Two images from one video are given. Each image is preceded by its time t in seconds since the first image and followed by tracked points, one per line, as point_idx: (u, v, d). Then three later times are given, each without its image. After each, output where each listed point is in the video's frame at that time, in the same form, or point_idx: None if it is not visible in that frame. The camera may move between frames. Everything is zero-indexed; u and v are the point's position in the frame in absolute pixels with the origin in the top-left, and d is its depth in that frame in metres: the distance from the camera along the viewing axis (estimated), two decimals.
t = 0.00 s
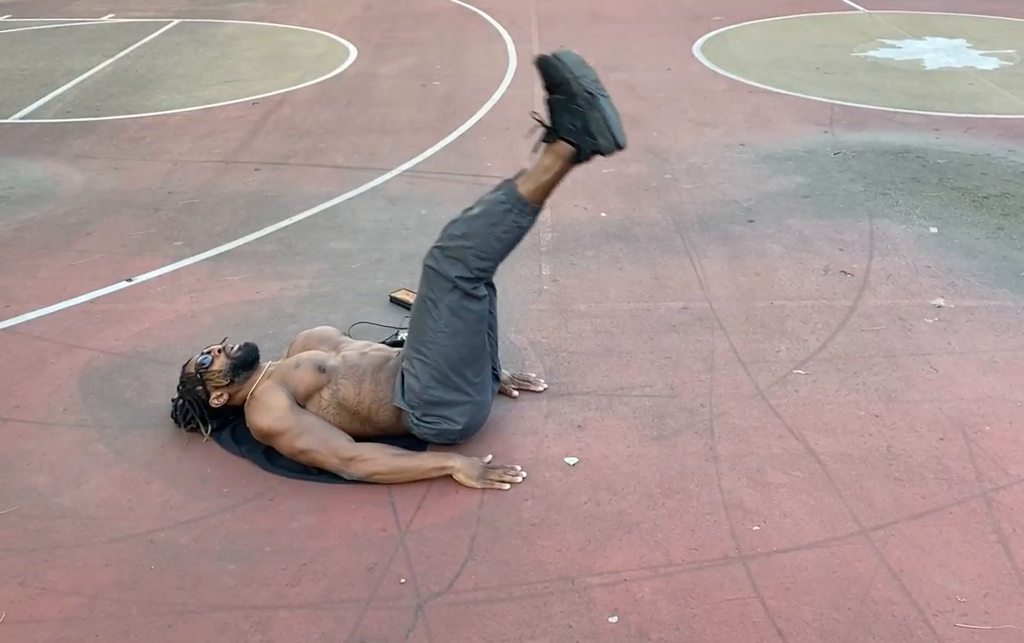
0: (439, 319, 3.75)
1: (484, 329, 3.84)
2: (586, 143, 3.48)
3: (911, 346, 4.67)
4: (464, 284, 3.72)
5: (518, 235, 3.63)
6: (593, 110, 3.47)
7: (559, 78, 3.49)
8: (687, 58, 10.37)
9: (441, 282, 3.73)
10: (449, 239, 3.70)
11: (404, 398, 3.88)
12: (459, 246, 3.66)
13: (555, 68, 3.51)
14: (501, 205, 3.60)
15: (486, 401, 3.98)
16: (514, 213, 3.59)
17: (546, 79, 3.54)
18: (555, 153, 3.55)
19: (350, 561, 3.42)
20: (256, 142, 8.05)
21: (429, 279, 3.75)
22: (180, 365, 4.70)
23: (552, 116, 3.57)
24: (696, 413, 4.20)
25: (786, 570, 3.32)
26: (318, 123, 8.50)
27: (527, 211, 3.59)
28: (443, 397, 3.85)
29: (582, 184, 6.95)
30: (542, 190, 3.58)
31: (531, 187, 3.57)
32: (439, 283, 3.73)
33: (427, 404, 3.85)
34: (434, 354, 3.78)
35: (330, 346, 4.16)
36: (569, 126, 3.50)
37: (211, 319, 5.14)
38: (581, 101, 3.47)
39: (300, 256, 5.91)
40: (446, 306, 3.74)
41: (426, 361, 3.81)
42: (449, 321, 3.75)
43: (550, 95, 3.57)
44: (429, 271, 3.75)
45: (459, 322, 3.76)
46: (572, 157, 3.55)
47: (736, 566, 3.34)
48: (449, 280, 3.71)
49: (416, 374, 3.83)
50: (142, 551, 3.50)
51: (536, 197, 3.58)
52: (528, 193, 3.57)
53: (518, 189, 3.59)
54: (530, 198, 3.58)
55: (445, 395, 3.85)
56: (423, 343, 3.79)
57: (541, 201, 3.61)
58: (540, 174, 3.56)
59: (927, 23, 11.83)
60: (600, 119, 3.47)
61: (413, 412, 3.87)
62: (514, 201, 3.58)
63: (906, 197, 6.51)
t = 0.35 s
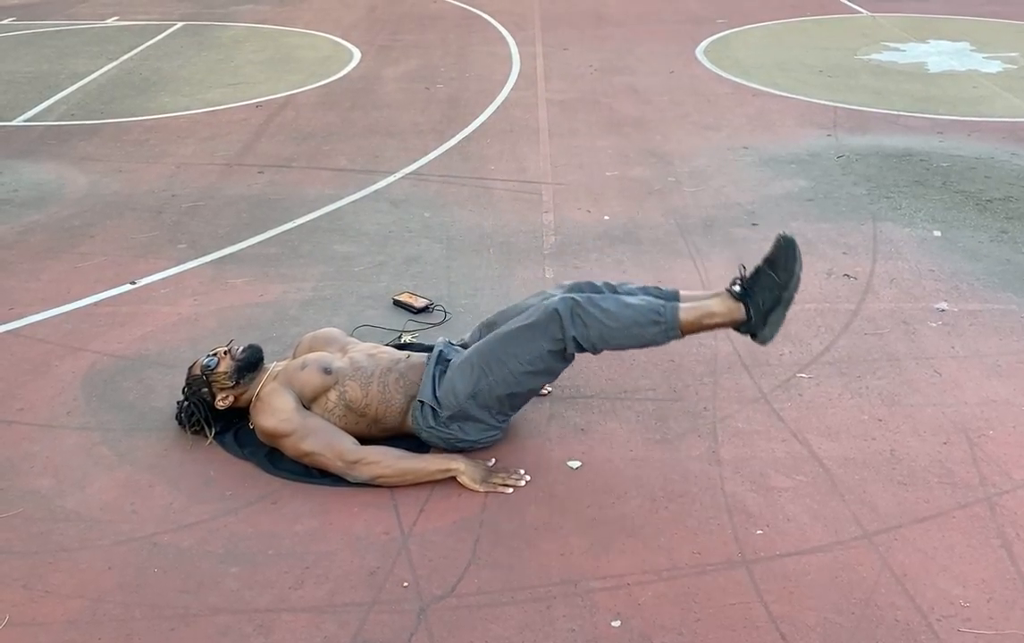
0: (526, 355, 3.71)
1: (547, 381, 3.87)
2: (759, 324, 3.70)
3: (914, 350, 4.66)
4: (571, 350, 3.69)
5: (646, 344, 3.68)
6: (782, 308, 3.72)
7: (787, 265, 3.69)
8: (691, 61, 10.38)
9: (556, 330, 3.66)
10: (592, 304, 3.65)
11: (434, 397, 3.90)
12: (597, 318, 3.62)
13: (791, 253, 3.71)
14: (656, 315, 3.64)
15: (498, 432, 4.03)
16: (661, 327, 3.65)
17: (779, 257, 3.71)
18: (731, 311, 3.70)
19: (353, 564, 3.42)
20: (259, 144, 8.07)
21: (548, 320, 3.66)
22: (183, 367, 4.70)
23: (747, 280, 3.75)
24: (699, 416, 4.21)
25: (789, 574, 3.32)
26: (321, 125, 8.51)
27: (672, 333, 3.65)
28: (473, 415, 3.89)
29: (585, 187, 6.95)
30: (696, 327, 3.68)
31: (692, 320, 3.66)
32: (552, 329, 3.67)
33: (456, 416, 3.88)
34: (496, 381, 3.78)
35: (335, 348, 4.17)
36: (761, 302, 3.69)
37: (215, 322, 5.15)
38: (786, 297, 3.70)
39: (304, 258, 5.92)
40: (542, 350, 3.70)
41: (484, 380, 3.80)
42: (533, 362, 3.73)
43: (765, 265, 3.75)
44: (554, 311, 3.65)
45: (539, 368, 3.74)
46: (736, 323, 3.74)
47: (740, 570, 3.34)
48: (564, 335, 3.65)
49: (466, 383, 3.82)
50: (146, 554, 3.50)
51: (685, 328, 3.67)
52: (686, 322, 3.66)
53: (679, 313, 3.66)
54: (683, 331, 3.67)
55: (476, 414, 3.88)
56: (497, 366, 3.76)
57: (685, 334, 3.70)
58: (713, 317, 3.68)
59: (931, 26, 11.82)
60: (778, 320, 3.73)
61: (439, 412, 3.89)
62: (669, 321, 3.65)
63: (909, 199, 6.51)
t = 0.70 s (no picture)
0: (562, 411, 3.78)
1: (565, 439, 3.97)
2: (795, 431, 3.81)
3: (918, 357, 4.65)
4: (605, 422, 3.81)
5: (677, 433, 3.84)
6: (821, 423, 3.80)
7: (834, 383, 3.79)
8: (695, 67, 10.39)
9: (601, 399, 3.77)
10: (640, 385, 3.81)
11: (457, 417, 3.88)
12: (644, 400, 3.78)
13: (840, 372, 3.79)
14: (701, 407, 3.79)
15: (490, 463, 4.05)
16: (702, 420, 3.80)
17: (828, 373, 3.80)
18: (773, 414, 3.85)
19: (356, 570, 3.42)
20: (264, 149, 8.09)
21: (597, 387, 3.76)
22: (187, 373, 4.71)
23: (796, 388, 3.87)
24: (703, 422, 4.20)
25: (793, 581, 3.31)
26: (326, 131, 8.53)
27: (710, 428, 3.81)
28: (485, 442, 3.89)
29: (589, 193, 6.96)
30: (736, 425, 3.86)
31: (733, 417, 3.84)
32: (597, 396, 3.77)
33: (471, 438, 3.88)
34: (521, 424, 3.82)
35: (344, 353, 4.16)
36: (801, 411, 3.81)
37: (219, 327, 5.16)
38: (826, 413, 3.78)
39: (308, 263, 5.93)
40: (578, 412, 3.78)
41: (511, 415, 3.82)
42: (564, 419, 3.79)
43: (813, 377, 3.85)
44: (605, 381, 3.77)
45: (567, 427, 3.82)
46: (775, 428, 3.87)
47: (743, 577, 3.33)
48: (607, 406, 3.77)
49: (494, 413, 3.83)
50: (149, 559, 3.50)
51: (725, 425, 3.85)
52: (727, 419, 3.84)
53: (724, 409, 3.84)
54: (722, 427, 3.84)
55: (488, 444, 3.89)
56: (530, 409, 3.80)
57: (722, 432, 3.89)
58: (755, 417, 3.85)
59: (936, 33, 11.82)
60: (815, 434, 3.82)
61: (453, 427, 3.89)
62: (712, 420, 3.81)
63: (914, 206, 6.50)
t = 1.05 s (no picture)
0: (560, 399, 3.76)
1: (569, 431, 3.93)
2: (793, 416, 3.80)
3: (922, 368, 4.65)
4: (605, 406, 3.78)
5: (679, 416, 3.79)
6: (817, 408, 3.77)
7: (827, 367, 3.72)
8: (700, 77, 10.40)
9: (597, 383, 3.74)
10: (636, 366, 3.77)
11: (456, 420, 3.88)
12: (639, 381, 3.75)
13: (833, 356, 3.72)
14: (697, 390, 3.77)
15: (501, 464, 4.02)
16: (699, 402, 3.77)
17: (821, 357, 3.73)
18: (769, 400, 3.84)
19: (358, 580, 3.42)
20: (270, 158, 8.12)
21: (592, 371, 3.74)
22: (192, 381, 4.72)
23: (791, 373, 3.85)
24: (705, 433, 4.20)
25: (796, 593, 3.30)
26: (332, 140, 8.56)
27: (708, 410, 3.78)
28: (490, 446, 3.88)
29: (594, 202, 6.97)
30: (731, 409, 3.84)
31: (729, 401, 3.82)
32: (593, 380, 3.74)
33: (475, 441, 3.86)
34: (524, 419, 3.80)
35: (350, 360, 4.17)
36: (796, 396, 3.79)
37: (224, 335, 5.17)
38: (820, 398, 3.74)
39: (312, 272, 5.95)
40: (577, 398, 3.75)
41: (511, 412, 3.80)
42: (564, 408, 3.77)
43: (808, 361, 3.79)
44: (599, 364, 3.74)
45: (569, 416, 3.79)
46: (770, 412, 3.87)
47: (746, 588, 3.33)
48: (604, 389, 3.74)
49: (495, 411, 3.81)
50: (153, 567, 3.51)
51: (722, 408, 3.82)
52: (722, 404, 3.82)
53: (721, 393, 3.82)
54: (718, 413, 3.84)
55: (493, 445, 3.87)
56: (528, 401, 3.78)
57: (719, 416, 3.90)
58: (748, 401, 3.83)
59: (941, 43, 11.83)
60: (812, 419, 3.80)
61: (458, 433, 3.88)
62: (709, 402, 3.78)
63: (918, 217, 6.49)
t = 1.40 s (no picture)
0: (490, 354, 3.75)
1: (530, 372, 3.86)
2: (682, 227, 3.59)
3: (928, 380, 4.65)
4: (527, 328, 3.73)
5: (588, 292, 3.67)
6: (694, 200, 3.59)
7: (675, 163, 3.57)
8: (705, 87, 10.43)
9: (502, 317, 3.72)
10: (520, 278, 3.73)
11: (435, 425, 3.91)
12: (531, 288, 3.68)
13: (672, 151, 3.57)
14: (583, 261, 3.65)
15: (510, 442, 3.98)
16: (591, 270, 3.64)
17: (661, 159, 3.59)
18: (649, 228, 3.61)
19: (364, 590, 3.43)
20: (277, 167, 8.15)
21: (491, 311, 3.74)
22: (198, 390, 4.74)
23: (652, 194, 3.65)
24: (711, 444, 4.20)
25: (802, 606, 3.30)
26: (338, 149, 8.60)
27: (606, 272, 3.65)
28: (478, 436, 3.85)
29: (599, 212, 6.99)
30: (625, 258, 3.64)
31: (617, 252, 3.62)
32: (499, 317, 3.72)
33: (458, 436, 3.84)
34: (479, 390, 3.78)
35: (357, 372, 4.17)
36: (674, 211, 3.59)
37: (230, 344, 5.19)
38: (689, 190, 3.57)
39: (318, 281, 5.96)
40: (501, 341, 3.73)
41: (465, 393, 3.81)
42: (500, 358, 3.75)
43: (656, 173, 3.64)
44: (492, 301, 3.74)
45: (509, 361, 3.76)
46: (659, 238, 3.62)
47: (752, 600, 3.32)
48: (511, 317, 3.70)
49: (454, 401, 3.83)
50: (159, 577, 3.51)
51: (617, 264, 3.64)
52: (613, 256, 3.63)
53: (604, 250, 3.64)
54: (612, 265, 3.64)
55: (478, 431, 3.84)
56: (471, 374, 3.78)
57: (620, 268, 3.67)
58: (628, 243, 3.61)
59: (947, 54, 11.84)
60: (699, 211, 3.60)
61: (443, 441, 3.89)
62: (596, 263, 3.64)
63: (924, 228, 6.50)
